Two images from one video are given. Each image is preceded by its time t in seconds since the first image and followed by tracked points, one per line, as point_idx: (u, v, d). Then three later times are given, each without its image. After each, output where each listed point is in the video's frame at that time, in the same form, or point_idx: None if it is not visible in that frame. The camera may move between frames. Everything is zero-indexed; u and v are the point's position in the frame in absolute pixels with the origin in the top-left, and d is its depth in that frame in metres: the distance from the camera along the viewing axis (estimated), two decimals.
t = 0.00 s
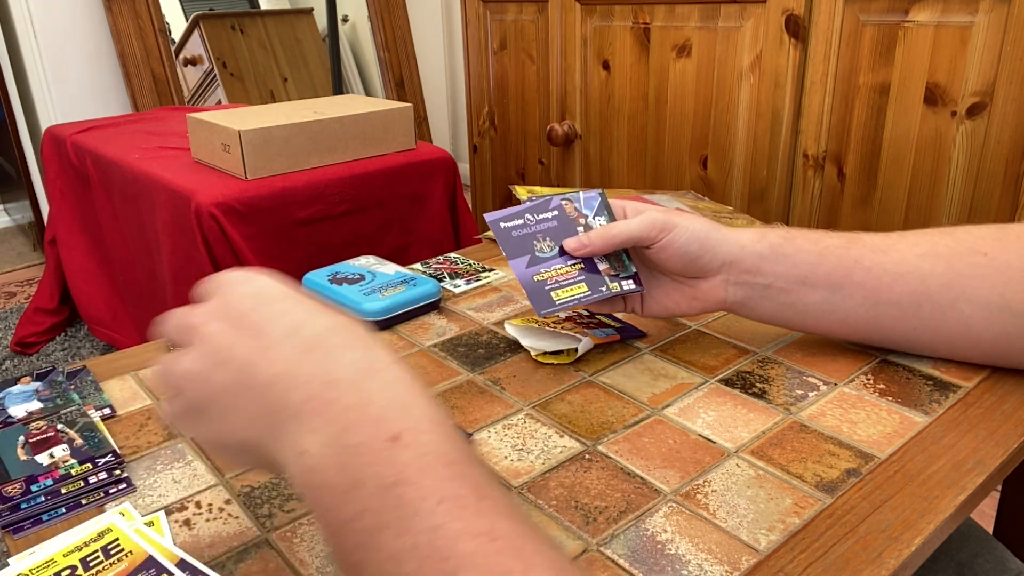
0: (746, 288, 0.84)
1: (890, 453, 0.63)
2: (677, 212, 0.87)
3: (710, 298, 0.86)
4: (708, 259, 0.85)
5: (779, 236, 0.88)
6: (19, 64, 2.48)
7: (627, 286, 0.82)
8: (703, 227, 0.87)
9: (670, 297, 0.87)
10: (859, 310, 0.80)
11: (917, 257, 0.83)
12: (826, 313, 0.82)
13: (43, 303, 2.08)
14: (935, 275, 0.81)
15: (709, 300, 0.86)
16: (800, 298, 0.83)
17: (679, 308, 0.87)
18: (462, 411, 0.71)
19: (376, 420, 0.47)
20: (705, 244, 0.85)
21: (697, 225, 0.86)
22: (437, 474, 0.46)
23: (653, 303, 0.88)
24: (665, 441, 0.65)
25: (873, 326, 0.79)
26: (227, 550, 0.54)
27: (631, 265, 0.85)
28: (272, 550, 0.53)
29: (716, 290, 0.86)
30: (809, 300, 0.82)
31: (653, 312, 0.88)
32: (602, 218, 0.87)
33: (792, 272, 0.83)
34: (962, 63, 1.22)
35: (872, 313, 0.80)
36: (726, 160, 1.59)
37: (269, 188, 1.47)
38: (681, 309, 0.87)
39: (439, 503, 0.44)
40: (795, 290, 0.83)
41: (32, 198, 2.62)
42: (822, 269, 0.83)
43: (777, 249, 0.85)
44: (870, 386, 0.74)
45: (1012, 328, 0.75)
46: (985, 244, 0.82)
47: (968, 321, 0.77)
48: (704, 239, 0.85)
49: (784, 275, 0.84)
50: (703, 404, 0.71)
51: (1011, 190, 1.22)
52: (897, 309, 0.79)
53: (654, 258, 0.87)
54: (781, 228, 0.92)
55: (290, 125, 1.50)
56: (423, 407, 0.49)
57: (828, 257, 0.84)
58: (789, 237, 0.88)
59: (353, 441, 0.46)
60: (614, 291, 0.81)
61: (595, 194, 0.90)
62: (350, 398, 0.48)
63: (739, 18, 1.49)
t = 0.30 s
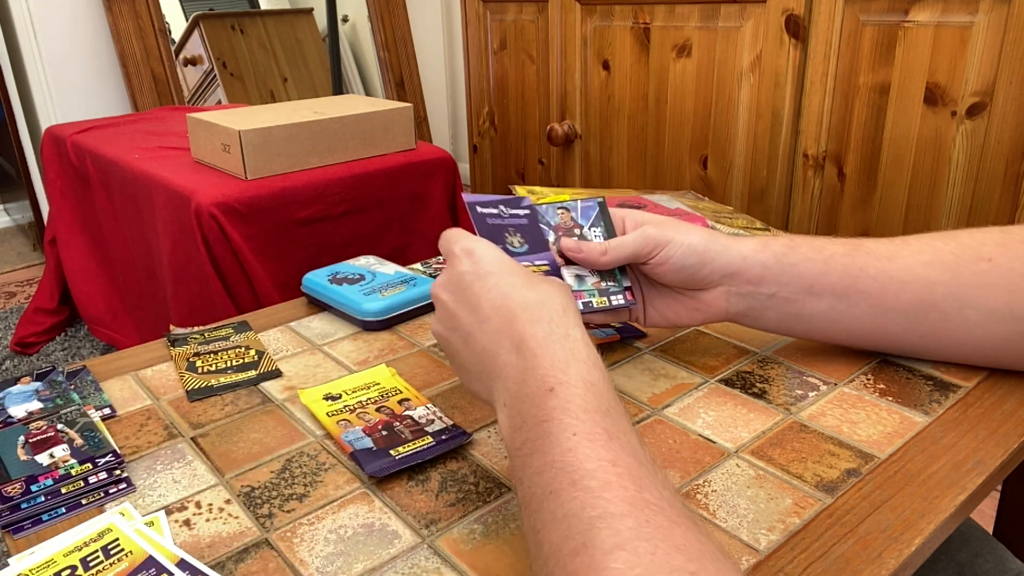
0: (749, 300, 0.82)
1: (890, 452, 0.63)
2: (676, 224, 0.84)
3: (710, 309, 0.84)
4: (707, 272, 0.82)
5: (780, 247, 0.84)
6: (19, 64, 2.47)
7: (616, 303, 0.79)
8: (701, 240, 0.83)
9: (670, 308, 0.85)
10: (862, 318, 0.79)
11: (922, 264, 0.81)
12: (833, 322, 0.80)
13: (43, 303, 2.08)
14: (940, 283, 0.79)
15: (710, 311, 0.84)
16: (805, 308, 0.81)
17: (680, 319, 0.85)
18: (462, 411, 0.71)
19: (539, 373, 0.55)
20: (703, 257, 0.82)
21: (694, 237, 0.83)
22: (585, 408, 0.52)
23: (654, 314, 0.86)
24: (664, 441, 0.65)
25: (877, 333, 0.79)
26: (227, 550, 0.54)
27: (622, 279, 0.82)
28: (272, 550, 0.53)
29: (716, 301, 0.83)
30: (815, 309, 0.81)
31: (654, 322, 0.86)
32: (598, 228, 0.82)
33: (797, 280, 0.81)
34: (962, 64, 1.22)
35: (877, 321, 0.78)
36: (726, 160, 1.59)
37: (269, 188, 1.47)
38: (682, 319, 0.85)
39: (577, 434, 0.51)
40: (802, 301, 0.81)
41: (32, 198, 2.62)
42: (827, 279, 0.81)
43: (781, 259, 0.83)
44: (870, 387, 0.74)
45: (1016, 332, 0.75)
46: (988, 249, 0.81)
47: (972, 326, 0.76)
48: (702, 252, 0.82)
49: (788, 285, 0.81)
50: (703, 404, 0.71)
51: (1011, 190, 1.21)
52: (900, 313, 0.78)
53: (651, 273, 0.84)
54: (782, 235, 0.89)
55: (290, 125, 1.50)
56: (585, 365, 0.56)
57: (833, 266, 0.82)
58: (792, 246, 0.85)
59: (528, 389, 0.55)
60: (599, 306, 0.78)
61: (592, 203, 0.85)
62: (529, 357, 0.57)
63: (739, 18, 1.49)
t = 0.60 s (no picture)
0: (749, 298, 0.82)
1: (890, 453, 0.63)
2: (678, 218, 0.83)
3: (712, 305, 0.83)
4: (710, 265, 0.82)
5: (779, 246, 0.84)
6: (19, 64, 2.47)
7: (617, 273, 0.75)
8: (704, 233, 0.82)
9: (669, 301, 0.84)
10: (862, 319, 0.79)
11: (921, 264, 0.81)
12: (832, 323, 0.80)
13: (43, 303, 2.08)
14: (939, 282, 0.79)
15: (711, 309, 0.83)
16: (805, 308, 0.81)
17: (678, 314, 0.84)
18: (462, 411, 0.71)
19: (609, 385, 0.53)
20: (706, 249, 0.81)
21: (696, 230, 0.82)
22: (644, 429, 0.51)
23: (652, 307, 0.85)
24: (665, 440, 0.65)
25: (877, 333, 0.79)
26: (227, 550, 0.54)
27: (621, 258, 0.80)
28: (272, 550, 0.53)
29: (717, 297, 0.83)
30: (815, 309, 0.80)
31: (650, 316, 0.85)
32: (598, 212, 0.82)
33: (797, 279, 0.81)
34: (962, 64, 1.22)
35: (876, 321, 0.78)
36: (726, 160, 1.59)
37: (269, 188, 1.47)
38: (680, 315, 0.84)
39: (638, 447, 0.49)
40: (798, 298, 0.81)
41: (32, 198, 2.62)
42: (826, 278, 0.81)
43: (782, 258, 0.82)
44: (870, 386, 0.74)
45: (1015, 333, 0.75)
46: (987, 249, 0.81)
47: (972, 326, 0.76)
48: (705, 245, 0.81)
49: (788, 285, 0.81)
50: (704, 404, 0.71)
51: (1011, 190, 1.21)
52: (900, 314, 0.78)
53: (652, 266, 0.82)
54: (781, 235, 0.89)
55: (290, 125, 1.50)
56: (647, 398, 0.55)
57: (833, 265, 0.82)
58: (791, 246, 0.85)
59: (594, 394, 0.53)
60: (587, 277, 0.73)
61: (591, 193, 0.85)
62: (599, 367, 0.55)
63: (739, 18, 1.49)
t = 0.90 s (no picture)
0: (748, 298, 0.82)
1: (890, 453, 0.63)
2: (679, 220, 0.83)
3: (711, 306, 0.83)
4: (707, 269, 0.82)
5: (778, 246, 0.84)
6: (19, 64, 2.47)
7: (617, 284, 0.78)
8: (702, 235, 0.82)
9: (669, 303, 0.85)
10: (862, 318, 0.79)
11: (920, 264, 0.81)
12: (832, 323, 0.80)
13: (43, 303, 2.08)
14: (938, 282, 0.79)
15: (710, 309, 0.83)
16: (804, 308, 0.81)
17: (678, 315, 0.85)
18: (462, 411, 0.71)
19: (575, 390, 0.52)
20: (704, 252, 0.82)
21: (695, 232, 0.82)
22: (618, 428, 0.50)
23: (652, 308, 0.85)
24: (664, 441, 0.65)
25: (876, 333, 0.78)
26: (227, 550, 0.54)
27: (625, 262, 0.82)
28: (272, 550, 0.53)
29: (716, 298, 0.83)
30: (814, 309, 0.80)
31: (650, 317, 0.86)
32: (599, 213, 0.82)
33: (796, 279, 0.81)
34: (962, 64, 1.22)
35: (876, 321, 0.78)
36: (726, 160, 1.59)
37: (269, 188, 1.47)
38: (679, 316, 0.85)
39: (609, 448, 0.49)
40: (797, 299, 0.81)
41: (32, 198, 2.62)
42: (825, 278, 0.81)
43: (779, 259, 0.83)
44: (870, 387, 0.74)
45: (1015, 333, 0.75)
46: (987, 249, 0.81)
47: (972, 326, 0.76)
48: (704, 248, 0.82)
49: (786, 285, 0.81)
50: (704, 404, 0.71)
51: (1011, 190, 1.21)
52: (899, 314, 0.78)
53: (653, 269, 0.83)
54: (780, 235, 0.89)
55: (290, 125, 1.50)
56: (618, 387, 0.54)
57: (831, 265, 0.82)
58: (790, 246, 0.85)
59: (561, 402, 0.52)
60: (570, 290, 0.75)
61: (593, 189, 0.85)
62: (565, 371, 0.54)
63: (739, 18, 1.49)
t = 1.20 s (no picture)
0: (747, 303, 0.82)
1: (890, 453, 0.63)
2: (677, 225, 0.83)
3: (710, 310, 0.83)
4: (707, 275, 0.81)
5: (778, 250, 0.85)
6: (19, 64, 2.47)
7: (618, 292, 0.78)
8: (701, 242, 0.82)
9: (667, 310, 0.84)
10: (861, 321, 0.79)
11: (919, 266, 0.81)
12: (832, 324, 0.80)
13: (43, 303, 2.08)
14: (937, 283, 0.79)
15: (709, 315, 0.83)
16: (803, 309, 0.81)
17: (675, 322, 0.84)
18: (462, 411, 0.71)
19: (525, 400, 0.57)
20: (702, 259, 0.81)
21: (695, 239, 0.82)
22: (570, 428, 0.54)
23: (650, 315, 0.84)
24: (664, 441, 0.65)
25: (876, 334, 0.78)
26: (227, 550, 0.54)
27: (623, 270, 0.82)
28: (272, 550, 0.53)
29: (715, 304, 0.83)
30: (813, 313, 0.80)
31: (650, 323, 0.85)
32: (598, 216, 0.83)
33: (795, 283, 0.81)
34: (962, 64, 1.22)
35: (875, 323, 0.78)
36: (726, 160, 1.59)
37: (269, 188, 1.47)
38: (677, 323, 0.84)
39: (563, 451, 0.53)
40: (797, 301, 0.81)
41: (32, 198, 2.62)
42: (825, 281, 0.81)
43: (778, 262, 0.83)
44: (870, 387, 0.74)
45: (1013, 334, 0.75)
46: (985, 250, 0.81)
47: (971, 328, 0.76)
48: (702, 255, 0.81)
49: (786, 287, 0.81)
50: (703, 404, 0.71)
51: (1011, 190, 1.21)
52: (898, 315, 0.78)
53: (651, 275, 0.82)
54: (779, 239, 0.89)
55: (290, 125, 1.50)
56: (569, 388, 0.58)
57: (829, 269, 0.82)
58: (789, 249, 0.85)
59: (517, 415, 0.56)
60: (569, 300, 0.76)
61: (592, 191, 0.86)
62: (518, 383, 0.58)
63: (739, 18, 1.49)
